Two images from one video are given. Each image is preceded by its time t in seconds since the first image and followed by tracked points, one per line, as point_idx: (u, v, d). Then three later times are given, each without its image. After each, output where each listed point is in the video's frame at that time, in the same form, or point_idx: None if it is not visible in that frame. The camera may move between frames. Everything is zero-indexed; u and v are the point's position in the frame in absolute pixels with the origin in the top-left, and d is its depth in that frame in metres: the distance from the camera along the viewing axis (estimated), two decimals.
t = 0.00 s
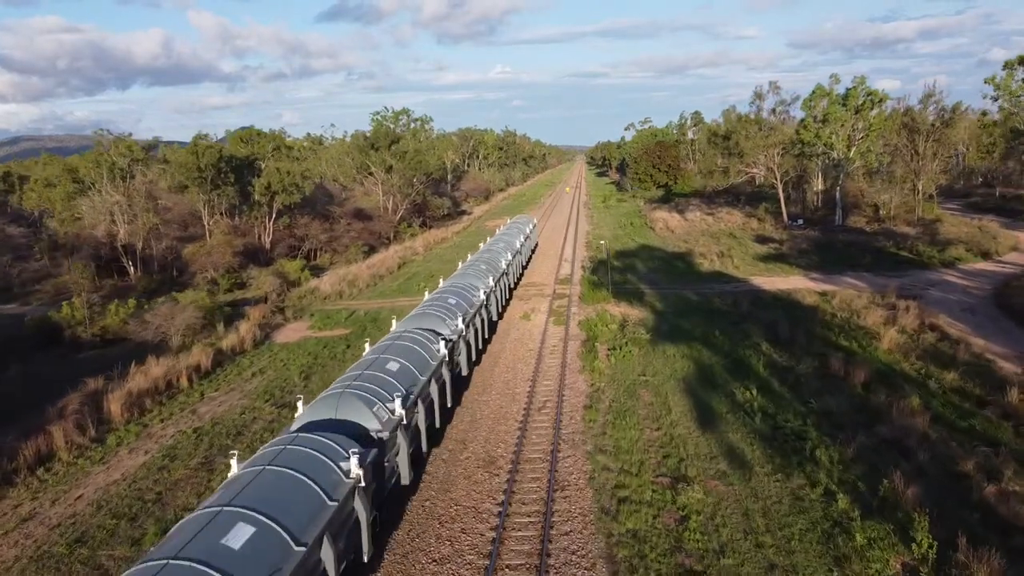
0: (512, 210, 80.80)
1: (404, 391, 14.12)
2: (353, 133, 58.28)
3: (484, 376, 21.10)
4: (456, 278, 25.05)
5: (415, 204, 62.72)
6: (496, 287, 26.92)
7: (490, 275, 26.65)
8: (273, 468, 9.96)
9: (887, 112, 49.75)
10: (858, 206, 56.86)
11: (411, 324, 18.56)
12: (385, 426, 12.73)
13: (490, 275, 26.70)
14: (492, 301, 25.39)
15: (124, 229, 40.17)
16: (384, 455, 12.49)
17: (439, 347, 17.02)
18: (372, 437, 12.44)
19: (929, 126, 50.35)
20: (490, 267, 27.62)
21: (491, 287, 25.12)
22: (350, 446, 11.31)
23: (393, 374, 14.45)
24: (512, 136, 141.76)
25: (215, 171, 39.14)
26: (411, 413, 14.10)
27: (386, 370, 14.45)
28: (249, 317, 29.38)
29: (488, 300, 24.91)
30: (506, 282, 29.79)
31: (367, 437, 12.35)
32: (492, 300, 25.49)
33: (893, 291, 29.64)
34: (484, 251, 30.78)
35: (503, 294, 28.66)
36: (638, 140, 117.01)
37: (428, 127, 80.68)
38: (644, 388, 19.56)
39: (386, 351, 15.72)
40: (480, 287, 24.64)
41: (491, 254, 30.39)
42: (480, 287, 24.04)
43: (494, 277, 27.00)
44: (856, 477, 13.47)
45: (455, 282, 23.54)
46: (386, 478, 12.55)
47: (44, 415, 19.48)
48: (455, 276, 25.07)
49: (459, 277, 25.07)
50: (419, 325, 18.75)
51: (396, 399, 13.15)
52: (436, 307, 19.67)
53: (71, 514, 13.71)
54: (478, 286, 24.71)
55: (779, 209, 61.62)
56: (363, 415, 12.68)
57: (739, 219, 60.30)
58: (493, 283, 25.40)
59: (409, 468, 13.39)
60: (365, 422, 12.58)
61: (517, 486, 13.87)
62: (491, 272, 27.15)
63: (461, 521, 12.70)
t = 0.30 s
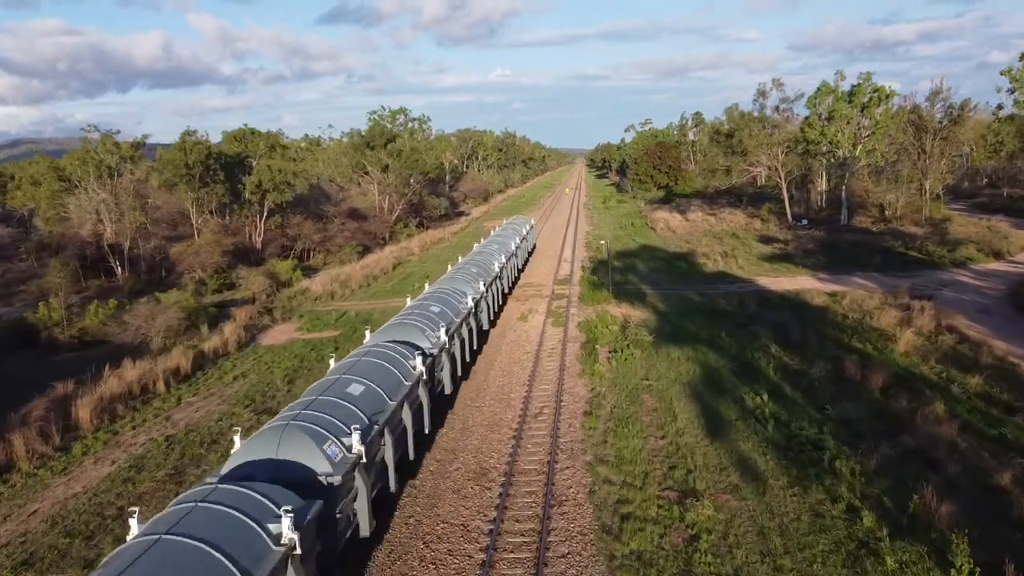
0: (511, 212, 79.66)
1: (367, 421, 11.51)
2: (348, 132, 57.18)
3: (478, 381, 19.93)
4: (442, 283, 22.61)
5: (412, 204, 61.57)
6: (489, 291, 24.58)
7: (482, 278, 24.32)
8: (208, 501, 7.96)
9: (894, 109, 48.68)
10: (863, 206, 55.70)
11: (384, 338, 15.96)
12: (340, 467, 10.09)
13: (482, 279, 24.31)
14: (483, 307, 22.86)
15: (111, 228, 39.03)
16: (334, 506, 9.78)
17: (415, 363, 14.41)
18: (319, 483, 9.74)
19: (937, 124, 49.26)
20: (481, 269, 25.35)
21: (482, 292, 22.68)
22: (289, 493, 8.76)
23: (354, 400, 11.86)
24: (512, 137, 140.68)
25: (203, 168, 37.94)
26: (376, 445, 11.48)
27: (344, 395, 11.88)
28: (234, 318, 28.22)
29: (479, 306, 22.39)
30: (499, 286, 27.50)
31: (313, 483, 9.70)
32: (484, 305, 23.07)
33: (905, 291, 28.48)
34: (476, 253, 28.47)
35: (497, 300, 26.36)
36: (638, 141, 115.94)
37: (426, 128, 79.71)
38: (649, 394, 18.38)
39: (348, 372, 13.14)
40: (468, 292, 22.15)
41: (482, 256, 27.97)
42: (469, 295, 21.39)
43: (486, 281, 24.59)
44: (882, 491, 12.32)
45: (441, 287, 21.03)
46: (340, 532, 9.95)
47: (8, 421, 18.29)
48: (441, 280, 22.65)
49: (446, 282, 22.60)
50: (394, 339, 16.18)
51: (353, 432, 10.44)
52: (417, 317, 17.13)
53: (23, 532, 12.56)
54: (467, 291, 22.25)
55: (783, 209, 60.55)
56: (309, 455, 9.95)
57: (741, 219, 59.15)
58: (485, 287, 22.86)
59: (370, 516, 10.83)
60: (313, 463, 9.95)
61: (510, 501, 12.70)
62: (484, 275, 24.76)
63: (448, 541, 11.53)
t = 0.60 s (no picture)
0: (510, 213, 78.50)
1: (310, 466, 9.68)
2: (343, 130, 56.09)
3: (470, 385, 18.75)
4: (427, 288, 20.83)
5: (408, 204, 60.42)
6: (479, 296, 22.84)
7: (471, 283, 22.54)
8: None
9: (901, 106, 47.61)
10: (869, 206, 54.55)
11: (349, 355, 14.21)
12: (263, 532, 8.15)
13: (472, 284, 22.52)
14: (470, 315, 21.04)
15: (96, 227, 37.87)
16: None
17: (384, 388, 12.69)
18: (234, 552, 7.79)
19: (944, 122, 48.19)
20: (472, 272, 23.59)
21: (471, 298, 20.97)
22: None
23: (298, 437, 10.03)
24: (510, 139, 139.55)
25: (191, 165, 36.74)
26: (319, 496, 9.63)
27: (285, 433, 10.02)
28: (219, 319, 27.06)
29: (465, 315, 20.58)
30: (492, 291, 25.72)
31: (225, 556, 7.75)
32: (471, 313, 21.29)
33: (918, 291, 27.33)
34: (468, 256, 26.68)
35: (488, 305, 24.60)
36: (639, 142, 114.84)
37: (423, 128, 78.70)
38: (652, 400, 17.21)
39: (298, 399, 11.34)
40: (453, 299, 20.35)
41: (475, 257, 26.14)
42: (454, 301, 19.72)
43: (476, 285, 22.82)
44: (912, 508, 11.15)
45: (423, 294, 19.23)
46: None
47: None
48: (425, 285, 20.87)
49: (431, 288, 20.81)
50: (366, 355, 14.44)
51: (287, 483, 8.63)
52: (391, 330, 15.36)
53: None
54: (452, 298, 20.45)
55: (786, 210, 59.47)
56: (225, 515, 8.02)
57: (744, 220, 58.01)
58: (472, 294, 21.08)
59: None
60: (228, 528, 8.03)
61: (501, 518, 11.53)
62: (473, 279, 23.00)
63: (432, 565, 10.37)
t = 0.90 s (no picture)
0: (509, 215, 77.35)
1: (213, 536, 7.35)
2: (339, 128, 54.99)
3: (462, 390, 17.56)
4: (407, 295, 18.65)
5: (404, 204, 59.28)
6: (468, 301, 20.71)
7: (458, 287, 20.33)
8: None
9: (909, 103, 46.52)
10: (875, 207, 53.44)
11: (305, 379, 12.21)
12: None
13: (459, 289, 20.31)
14: (456, 323, 18.66)
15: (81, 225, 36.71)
16: None
17: (335, 421, 10.36)
18: None
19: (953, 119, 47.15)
20: (460, 275, 21.53)
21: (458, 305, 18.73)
22: None
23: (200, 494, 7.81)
24: (510, 141, 138.43)
25: (177, 163, 35.27)
26: (229, 573, 7.41)
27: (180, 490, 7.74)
28: (202, 321, 25.89)
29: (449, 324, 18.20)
30: (483, 296, 23.58)
31: None
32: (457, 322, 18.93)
33: (932, 291, 26.20)
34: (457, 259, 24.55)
35: (479, 311, 22.51)
36: (639, 144, 113.72)
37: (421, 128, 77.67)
38: (657, 406, 16.00)
39: (220, 440, 9.09)
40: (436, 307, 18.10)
41: (465, 260, 23.98)
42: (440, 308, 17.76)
43: (464, 290, 20.63)
44: (951, 529, 9.99)
45: (402, 301, 16.82)
46: None
47: None
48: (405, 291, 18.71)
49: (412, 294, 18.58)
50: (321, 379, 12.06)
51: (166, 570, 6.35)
52: (355, 345, 12.97)
53: None
54: (434, 305, 18.17)
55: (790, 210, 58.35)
56: None
57: (747, 220, 56.85)
58: (459, 301, 18.74)
59: None
60: None
61: (490, 540, 10.36)
62: (462, 284, 20.84)
63: None
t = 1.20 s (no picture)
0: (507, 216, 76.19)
1: None
2: (333, 127, 53.85)
3: (452, 396, 16.35)
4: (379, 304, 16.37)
5: (400, 204, 58.12)
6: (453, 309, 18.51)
7: (439, 293, 18.05)
8: None
9: (917, 99, 45.45)
10: (880, 207, 52.31)
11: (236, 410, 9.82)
12: None
13: (441, 296, 18.02)
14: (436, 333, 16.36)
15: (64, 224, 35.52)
16: None
17: (256, 471, 7.48)
18: None
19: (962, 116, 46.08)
20: (443, 279, 19.33)
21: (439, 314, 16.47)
22: None
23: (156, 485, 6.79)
24: (509, 143, 137.34)
25: (164, 159, 34.19)
26: None
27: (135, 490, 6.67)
28: (183, 322, 24.69)
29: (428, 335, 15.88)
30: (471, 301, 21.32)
31: None
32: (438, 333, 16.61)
33: (948, 291, 25.05)
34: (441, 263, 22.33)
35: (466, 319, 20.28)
36: (639, 145, 112.69)
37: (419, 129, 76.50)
38: (662, 413, 14.83)
39: (77, 502, 6.14)
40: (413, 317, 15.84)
41: (450, 263, 21.79)
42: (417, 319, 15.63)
43: (447, 297, 18.35)
44: (999, 555, 8.84)
45: (369, 311, 14.48)
46: None
47: None
48: (376, 299, 16.44)
49: (385, 303, 16.31)
50: (252, 412, 9.66)
51: None
52: (300, 364, 10.61)
53: None
54: (410, 314, 15.91)
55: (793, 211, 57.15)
56: None
57: (750, 221, 55.69)
58: (440, 307, 16.46)
59: None
60: None
61: (478, 566, 9.18)
62: (444, 289, 18.58)
63: None
